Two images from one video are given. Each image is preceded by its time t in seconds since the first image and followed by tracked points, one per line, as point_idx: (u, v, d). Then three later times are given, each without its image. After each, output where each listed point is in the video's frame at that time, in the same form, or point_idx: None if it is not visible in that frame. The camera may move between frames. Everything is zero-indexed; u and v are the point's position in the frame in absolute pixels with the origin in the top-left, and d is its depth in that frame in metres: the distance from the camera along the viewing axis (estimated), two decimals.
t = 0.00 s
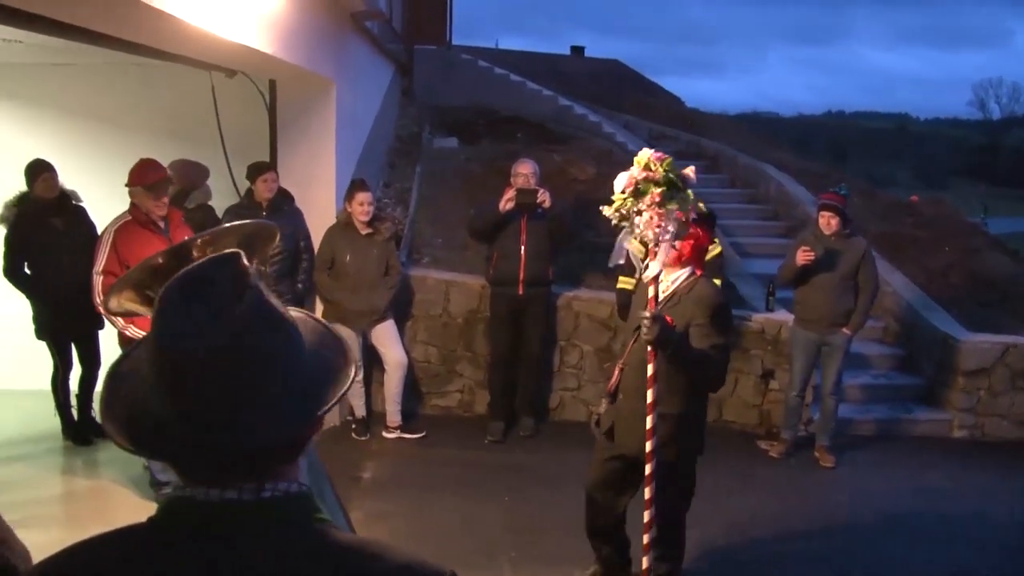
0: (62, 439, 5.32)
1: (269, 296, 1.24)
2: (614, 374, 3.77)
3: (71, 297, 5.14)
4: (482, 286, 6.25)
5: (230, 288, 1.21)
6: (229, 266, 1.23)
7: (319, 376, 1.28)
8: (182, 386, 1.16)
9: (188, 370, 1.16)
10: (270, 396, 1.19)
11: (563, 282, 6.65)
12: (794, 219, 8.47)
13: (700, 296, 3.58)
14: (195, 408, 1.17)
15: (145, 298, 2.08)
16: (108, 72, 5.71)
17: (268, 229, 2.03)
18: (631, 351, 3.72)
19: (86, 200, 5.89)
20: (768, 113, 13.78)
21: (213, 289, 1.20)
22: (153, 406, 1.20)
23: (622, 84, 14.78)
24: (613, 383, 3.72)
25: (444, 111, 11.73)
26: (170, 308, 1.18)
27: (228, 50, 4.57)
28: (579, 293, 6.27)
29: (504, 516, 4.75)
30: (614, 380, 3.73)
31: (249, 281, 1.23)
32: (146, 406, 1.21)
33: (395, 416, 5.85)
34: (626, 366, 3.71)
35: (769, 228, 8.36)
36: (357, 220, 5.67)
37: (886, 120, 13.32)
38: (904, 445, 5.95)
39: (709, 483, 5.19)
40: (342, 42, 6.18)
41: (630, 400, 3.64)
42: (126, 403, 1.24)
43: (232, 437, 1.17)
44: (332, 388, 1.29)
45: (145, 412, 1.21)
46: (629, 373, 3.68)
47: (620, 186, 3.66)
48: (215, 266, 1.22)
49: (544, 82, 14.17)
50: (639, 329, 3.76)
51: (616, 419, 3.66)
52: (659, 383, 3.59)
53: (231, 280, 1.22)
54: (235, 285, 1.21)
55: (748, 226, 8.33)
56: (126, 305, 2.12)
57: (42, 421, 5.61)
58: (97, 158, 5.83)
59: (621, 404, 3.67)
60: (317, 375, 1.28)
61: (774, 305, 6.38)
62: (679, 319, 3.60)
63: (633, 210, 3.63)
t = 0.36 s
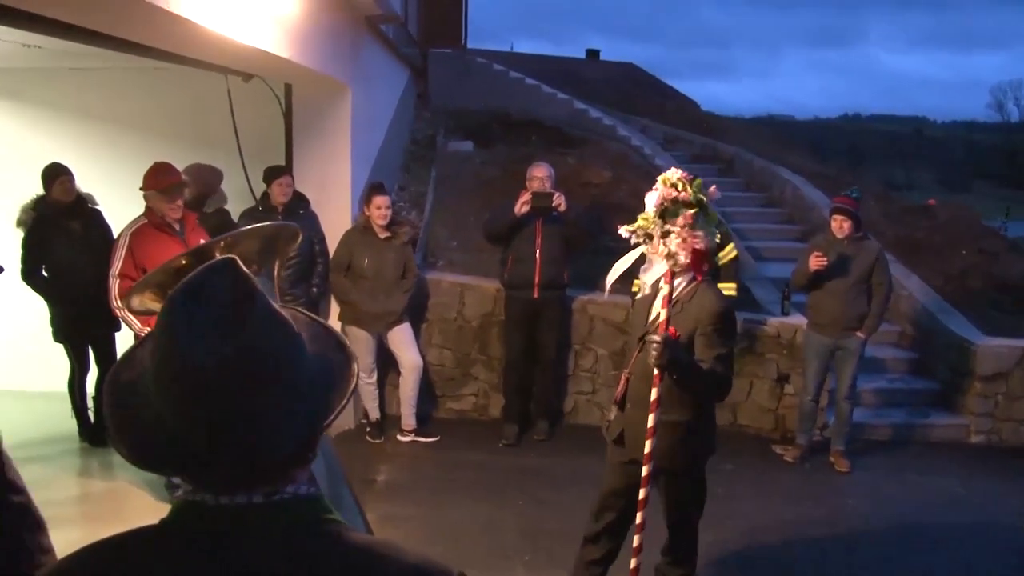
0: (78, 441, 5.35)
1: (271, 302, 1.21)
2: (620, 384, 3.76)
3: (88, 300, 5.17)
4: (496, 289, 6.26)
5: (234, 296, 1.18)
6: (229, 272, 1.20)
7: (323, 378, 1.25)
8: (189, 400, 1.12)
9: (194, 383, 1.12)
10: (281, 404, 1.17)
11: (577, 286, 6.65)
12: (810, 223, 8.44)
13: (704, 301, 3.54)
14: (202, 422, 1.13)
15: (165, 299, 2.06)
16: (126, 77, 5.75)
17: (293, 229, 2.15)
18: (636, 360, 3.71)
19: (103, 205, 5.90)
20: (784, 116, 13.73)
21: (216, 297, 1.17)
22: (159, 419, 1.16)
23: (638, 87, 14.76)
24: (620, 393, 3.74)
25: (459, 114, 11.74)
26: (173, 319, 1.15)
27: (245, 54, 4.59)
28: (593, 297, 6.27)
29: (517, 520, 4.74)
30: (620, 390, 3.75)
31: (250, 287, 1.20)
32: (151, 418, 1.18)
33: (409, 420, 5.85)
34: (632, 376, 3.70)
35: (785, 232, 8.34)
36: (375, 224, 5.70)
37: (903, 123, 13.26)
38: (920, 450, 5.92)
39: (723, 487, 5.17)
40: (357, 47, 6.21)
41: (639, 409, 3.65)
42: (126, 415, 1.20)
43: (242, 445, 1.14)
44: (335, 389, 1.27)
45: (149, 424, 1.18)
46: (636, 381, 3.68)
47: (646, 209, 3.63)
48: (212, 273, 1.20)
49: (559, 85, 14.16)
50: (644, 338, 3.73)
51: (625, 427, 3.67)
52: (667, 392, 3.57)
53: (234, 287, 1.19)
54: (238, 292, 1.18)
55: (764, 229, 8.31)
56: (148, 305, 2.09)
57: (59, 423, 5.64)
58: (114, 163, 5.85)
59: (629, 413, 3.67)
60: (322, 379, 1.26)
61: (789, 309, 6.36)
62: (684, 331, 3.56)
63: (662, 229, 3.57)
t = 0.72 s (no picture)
0: (88, 441, 5.37)
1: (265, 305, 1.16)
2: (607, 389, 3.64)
3: (99, 301, 5.19)
4: (506, 292, 6.25)
5: (228, 303, 1.13)
6: (220, 276, 1.14)
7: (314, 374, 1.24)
8: (186, 410, 1.10)
9: (191, 395, 1.09)
10: (279, 407, 1.15)
11: (587, 289, 6.65)
12: (821, 225, 8.42)
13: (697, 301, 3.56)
14: (200, 430, 1.11)
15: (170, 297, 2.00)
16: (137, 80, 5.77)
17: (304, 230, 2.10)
18: (628, 363, 3.63)
19: (113, 208, 5.93)
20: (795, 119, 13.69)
21: (208, 304, 1.12)
22: (153, 421, 1.14)
23: (649, 89, 14.75)
24: (609, 401, 3.59)
25: (469, 117, 11.75)
26: (165, 329, 1.11)
27: (255, 57, 4.60)
28: (603, 300, 6.26)
29: (525, 523, 4.74)
30: (608, 399, 3.60)
31: (244, 288, 1.15)
32: (144, 419, 1.16)
33: (419, 421, 5.86)
34: (625, 378, 3.62)
35: (797, 235, 8.31)
36: (386, 227, 5.71)
37: (915, 125, 13.20)
38: (932, 454, 5.88)
39: (733, 491, 5.16)
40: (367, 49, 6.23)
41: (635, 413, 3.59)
42: (119, 414, 1.18)
43: (241, 449, 1.13)
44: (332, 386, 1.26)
45: (143, 427, 1.15)
46: (628, 385, 3.61)
47: (705, 219, 3.44)
48: (202, 277, 1.13)
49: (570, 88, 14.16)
50: (637, 339, 3.64)
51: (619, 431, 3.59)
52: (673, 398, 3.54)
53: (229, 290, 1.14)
54: (231, 297, 1.13)
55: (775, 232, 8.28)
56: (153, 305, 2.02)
57: (69, 424, 5.66)
58: (124, 166, 5.87)
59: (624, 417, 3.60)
60: (312, 373, 1.25)
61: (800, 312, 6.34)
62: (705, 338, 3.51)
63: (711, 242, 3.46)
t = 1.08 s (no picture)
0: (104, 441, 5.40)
1: (266, 301, 1.16)
2: (606, 392, 3.55)
3: (115, 301, 5.22)
4: (521, 292, 6.24)
5: (230, 302, 1.13)
6: (222, 274, 1.14)
7: (310, 369, 1.24)
8: (184, 408, 1.10)
9: (190, 394, 1.09)
10: (276, 407, 1.15)
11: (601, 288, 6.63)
12: (837, 225, 8.37)
13: (692, 298, 3.62)
14: (200, 428, 1.11)
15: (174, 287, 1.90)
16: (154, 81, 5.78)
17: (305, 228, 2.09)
18: (629, 360, 3.59)
19: (131, 208, 5.94)
20: (811, 119, 13.62)
21: (211, 302, 1.12)
22: (151, 416, 1.14)
23: (664, 89, 14.71)
24: (608, 402, 3.53)
25: (484, 117, 11.75)
26: (168, 327, 1.10)
27: (270, 57, 4.61)
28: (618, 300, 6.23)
29: (539, 523, 4.73)
30: (607, 399, 3.53)
31: (245, 285, 1.15)
32: (141, 413, 1.16)
33: (434, 421, 5.86)
34: (626, 377, 3.59)
35: (813, 235, 8.26)
36: (402, 228, 5.71)
37: (932, 125, 13.13)
38: (948, 455, 5.84)
39: (748, 492, 5.13)
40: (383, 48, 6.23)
41: (633, 413, 3.57)
42: (117, 410, 1.18)
43: (243, 445, 1.13)
44: (329, 383, 1.27)
45: (140, 421, 1.15)
46: (629, 383, 3.58)
47: (775, 217, 3.66)
48: (205, 274, 1.14)
49: (586, 88, 14.13)
50: (636, 335, 3.60)
51: (620, 433, 3.55)
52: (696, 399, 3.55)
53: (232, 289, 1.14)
54: (233, 296, 1.13)
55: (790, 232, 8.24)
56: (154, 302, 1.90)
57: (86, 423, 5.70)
58: (142, 166, 5.89)
59: (625, 419, 3.56)
60: (311, 371, 1.24)
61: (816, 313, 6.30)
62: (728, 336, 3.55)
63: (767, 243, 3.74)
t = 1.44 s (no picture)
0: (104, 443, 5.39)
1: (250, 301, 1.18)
2: (613, 397, 3.51)
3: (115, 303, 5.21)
4: (521, 291, 6.23)
5: (214, 300, 1.14)
6: (207, 274, 1.16)
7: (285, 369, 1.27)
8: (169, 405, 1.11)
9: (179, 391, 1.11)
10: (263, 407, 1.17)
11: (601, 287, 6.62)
12: (837, 224, 8.36)
13: (677, 292, 3.69)
14: (190, 424, 1.12)
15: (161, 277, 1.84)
16: (152, 81, 5.76)
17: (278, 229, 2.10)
18: (631, 361, 3.58)
19: (132, 207, 5.88)
20: (811, 117, 13.60)
21: (196, 298, 1.13)
22: (126, 416, 1.14)
23: (664, 89, 14.69)
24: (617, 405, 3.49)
25: (484, 117, 11.73)
26: (156, 325, 1.11)
27: (268, 57, 4.61)
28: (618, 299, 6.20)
29: (540, 523, 4.72)
30: (615, 403, 3.49)
31: (229, 285, 1.17)
32: (118, 410, 1.15)
33: (434, 421, 5.85)
34: (629, 378, 3.58)
35: (814, 233, 8.25)
36: (402, 228, 5.70)
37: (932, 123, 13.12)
38: (949, 452, 5.84)
39: (749, 490, 5.12)
40: (381, 48, 6.24)
41: (639, 409, 3.58)
42: (94, 408, 1.18)
43: (231, 442, 1.15)
44: (304, 381, 1.29)
45: (113, 422, 1.15)
46: (633, 385, 3.58)
47: (773, 204, 3.82)
48: (189, 273, 1.15)
49: (586, 87, 14.11)
50: (635, 338, 3.59)
51: (624, 435, 3.59)
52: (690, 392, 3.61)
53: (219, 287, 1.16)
54: (219, 294, 1.15)
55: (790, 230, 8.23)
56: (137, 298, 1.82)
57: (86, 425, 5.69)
58: (141, 166, 5.85)
59: (627, 416, 3.58)
60: (287, 371, 1.27)
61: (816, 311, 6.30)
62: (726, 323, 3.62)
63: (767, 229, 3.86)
